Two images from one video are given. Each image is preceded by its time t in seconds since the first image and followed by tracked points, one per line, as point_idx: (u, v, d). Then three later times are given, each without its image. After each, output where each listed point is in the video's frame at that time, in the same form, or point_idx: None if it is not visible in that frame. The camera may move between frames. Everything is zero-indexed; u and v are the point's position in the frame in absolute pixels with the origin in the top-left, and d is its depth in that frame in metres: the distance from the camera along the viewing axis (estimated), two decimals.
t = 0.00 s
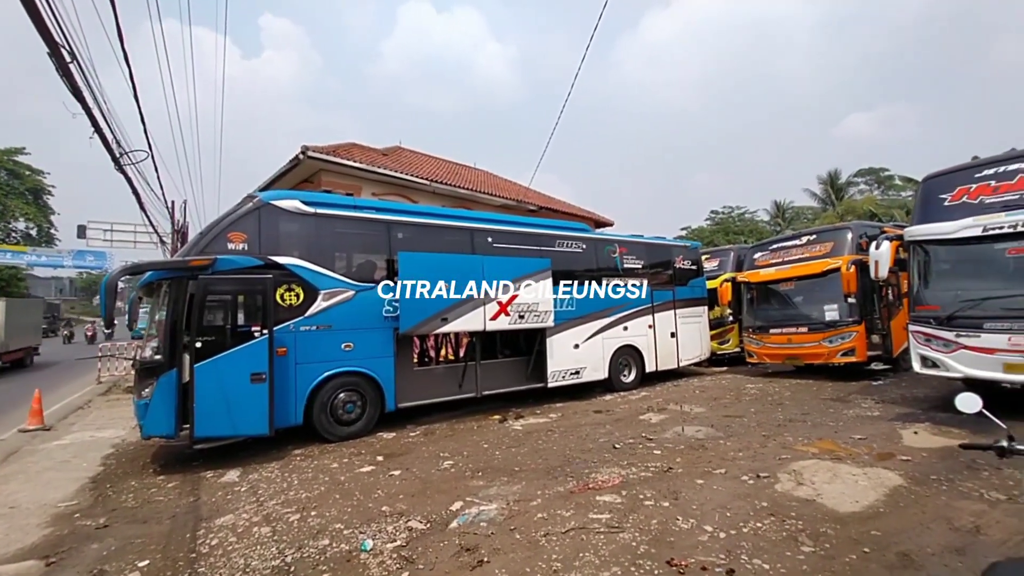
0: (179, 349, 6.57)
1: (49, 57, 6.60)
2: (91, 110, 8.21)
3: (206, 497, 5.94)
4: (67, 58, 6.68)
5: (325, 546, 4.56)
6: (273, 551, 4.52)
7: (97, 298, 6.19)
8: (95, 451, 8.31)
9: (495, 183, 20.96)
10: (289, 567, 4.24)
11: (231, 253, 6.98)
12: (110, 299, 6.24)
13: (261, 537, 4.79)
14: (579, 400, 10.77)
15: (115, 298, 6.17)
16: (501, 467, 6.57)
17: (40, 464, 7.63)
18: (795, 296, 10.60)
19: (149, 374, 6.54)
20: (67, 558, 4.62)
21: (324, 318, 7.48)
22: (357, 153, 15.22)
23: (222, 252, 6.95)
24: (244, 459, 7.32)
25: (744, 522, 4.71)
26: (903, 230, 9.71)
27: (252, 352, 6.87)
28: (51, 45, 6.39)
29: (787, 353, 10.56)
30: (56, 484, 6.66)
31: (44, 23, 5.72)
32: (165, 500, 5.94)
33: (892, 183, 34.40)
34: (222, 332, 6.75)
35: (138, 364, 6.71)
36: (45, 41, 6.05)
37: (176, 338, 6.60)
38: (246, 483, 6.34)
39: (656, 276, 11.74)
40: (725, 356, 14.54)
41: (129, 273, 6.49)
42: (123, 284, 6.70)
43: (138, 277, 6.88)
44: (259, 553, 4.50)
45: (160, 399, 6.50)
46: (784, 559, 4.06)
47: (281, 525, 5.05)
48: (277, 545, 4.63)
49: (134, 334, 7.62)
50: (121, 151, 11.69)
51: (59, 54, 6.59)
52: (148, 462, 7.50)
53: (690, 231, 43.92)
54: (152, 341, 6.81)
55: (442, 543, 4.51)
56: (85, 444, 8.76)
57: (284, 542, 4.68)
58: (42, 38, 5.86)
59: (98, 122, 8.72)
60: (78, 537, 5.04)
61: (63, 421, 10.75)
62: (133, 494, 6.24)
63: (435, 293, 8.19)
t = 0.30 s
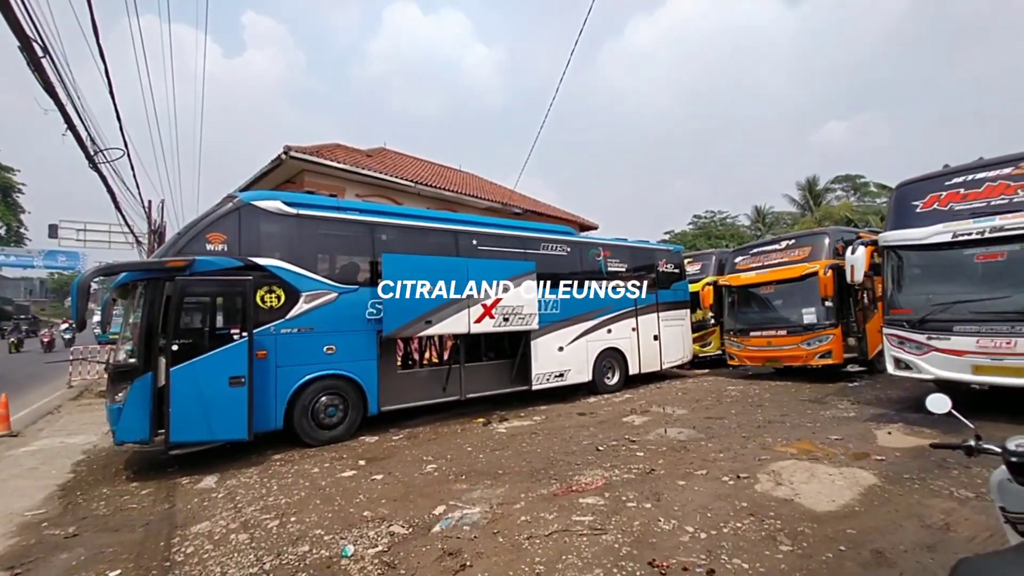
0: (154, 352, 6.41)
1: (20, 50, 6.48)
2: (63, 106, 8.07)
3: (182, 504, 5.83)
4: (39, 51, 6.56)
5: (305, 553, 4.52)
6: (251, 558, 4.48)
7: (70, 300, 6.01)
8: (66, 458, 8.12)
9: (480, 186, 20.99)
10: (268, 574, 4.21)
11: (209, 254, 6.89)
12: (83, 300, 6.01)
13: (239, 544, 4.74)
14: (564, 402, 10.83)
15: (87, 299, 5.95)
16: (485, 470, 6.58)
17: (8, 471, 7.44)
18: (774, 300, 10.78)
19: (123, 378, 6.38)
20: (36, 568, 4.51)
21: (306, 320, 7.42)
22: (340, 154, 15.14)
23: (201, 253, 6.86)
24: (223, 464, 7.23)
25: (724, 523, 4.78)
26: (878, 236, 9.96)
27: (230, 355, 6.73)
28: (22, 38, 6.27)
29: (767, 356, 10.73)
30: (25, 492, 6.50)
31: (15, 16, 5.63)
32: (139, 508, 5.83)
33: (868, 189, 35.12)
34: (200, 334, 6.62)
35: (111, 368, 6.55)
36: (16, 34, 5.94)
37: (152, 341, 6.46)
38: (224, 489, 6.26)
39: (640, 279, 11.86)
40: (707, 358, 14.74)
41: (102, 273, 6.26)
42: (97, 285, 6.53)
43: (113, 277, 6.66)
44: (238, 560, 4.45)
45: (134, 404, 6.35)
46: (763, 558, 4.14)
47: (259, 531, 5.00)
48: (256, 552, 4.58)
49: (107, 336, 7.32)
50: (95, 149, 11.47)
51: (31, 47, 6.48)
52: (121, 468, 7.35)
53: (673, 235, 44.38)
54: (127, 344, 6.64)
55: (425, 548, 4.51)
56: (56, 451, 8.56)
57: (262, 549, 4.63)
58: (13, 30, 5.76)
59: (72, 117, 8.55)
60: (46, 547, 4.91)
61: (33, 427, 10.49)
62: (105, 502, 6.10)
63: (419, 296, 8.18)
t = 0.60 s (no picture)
0: (133, 350, 6.34)
1: None
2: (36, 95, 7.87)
3: (162, 504, 5.77)
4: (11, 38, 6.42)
5: (289, 551, 4.51)
6: (234, 557, 4.45)
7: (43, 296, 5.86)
8: (42, 458, 7.98)
9: (467, 182, 20.95)
10: (251, 573, 4.19)
11: (190, 249, 6.79)
12: (58, 296, 5.89)
13: (221, 543, 4.70)
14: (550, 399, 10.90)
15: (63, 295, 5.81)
16: (471, 467, 6.62)
17: None
18: (758, 297, 10.93)
19: (101, 375, 6.34)
20: (12, 570, 4.43)
21: (290, 317, 7.37)
22: (325, 148, 14.99)
23: (181, 248, 6.76)
24: (205, 463, 7.17)
25: (707, 516, 4.86)
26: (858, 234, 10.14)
27: (212, 352, 6.65)
28: None
29: (750, 351, 10.89)
30: None
31: None
32: (118, 508, 5.74)
33: (849, 188, 35.66)
34: (180, 331, 6.52)
35: (89, 365, 6.47)
36: None
37: (130, 338, 6.37)
38: (205, 488, 6.20)
39: (626, 276, 11.95)
40: (692, 354, 14.91)
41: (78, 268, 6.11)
42: (73, 282, 6.41)
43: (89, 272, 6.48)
44: (220, 559, 4.42)
45: (112, 402, 6.27)
46: (745, 550, 4.22)
47: (242, 530, 4.97)
48: (238, 551, 4.55)
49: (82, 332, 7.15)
50: (71, 141, 11.26)
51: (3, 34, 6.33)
52: (99, 468, 7.24)
53: (659, 233, 44.71)
54: (104, 340, 6.54)
55: (410, 544, 4.53)
56: (32, 451, 8.41)
57: (245, 547, 4.61)
58: None
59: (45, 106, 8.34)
60: (22, 549, 4.83)
61: (7, 426, 10.29)
62: (82, 502, 6.01)
63: (405, 292, 8.17)
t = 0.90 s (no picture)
0: (112, 350, 6.22)
1: None
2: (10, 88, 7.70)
3: (143, 506, 5.68)
4: None
5: (273, 553, 4.49)
6: (217, 559, 4.41)
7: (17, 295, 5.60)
8: (18, 461, 7.82)
9: (454, 180, 20.93)
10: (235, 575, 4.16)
11: (172, 247, 6.71)
12: (33, 296, 5.62)
13: (204, 546, 4.65)
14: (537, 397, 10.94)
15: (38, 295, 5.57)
16: (458, 466, 6.63)
17: None
18: (742, 295, 11.06)
19: (78, 376, 6.19)
20: None
21: (275, 316, 7.32)
22: (310, 145, 14.87)
23: (162, 246, 6.68)
24: (186, 464, 7.08)
25: (692, 512, 4.93)
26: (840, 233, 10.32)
27: (195, 351, 6.58)
28: None
29: (735, 349, 11.03)
30: None
31: None
32: (96, 511, 5.64)
33: (831, 189, 36.18)
34: (161, 330, 6.44)
35: (65, 365, 6.31)
36: None
37: (109, 337, 6.26)
38: (187, 490, 6.12)
39: (613, 274, 12.04)
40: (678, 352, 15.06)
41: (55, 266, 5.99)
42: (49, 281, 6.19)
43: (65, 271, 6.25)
44: (204, 562, 4.39)
45: (90, 404, 6.14)
46: (730, 544, 4.29)
47: (225, 532, 4.92)
48: (221, 554, 4.51)
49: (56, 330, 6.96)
50: (45, 136, 11.07)
51: None
52: (76, 472, 7.12)
53: (646, 232, 45.02)
54: (82, 340, 6.40)
55: (397, 544, 4.54)
56: (7, 454, 8.24)
57: (229, 550, 4.57)
58: None
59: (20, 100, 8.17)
60: None
61: None
62: (59, 506, 5.89)
63: (392, 290, 8.15)
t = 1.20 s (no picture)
0: (88, 350, 6.07)
1: None
2: None
3: (120, 511, 5.58)
4: None
5: (255, 556, 4.45)
6: (198, 564, 4.37)
7: None
8: None
9: (442, 181, 20.91)
10: None
11: (151, 245, 6.61)
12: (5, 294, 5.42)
13: (183, 551, 4.60)
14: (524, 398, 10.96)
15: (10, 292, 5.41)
16: (444, 467, 6.64)
17: None
18: (726, 297, 11.20)
19: (52, 377, 6.04)
20: None
21: (258, 316, 7.25)
22: (296, 144, 14.75)
23: (141, 245, 6.56)
24: (166, 468, 6.98)
25: (676, 512, 4.98)
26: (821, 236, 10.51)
27: (175, 352, 6.46)
28: None
29: (719, 350, 11.15)
30: None
31: None
32: (71, 516, 5.52)
33: (813, 193, 36.74)
34: (140, 330, 6.30)
35: (39, 367, 6.14)
36: None
37: (85, 338, 6.11)
38: (166, 494, 6.03)
39: (600, 276, 12.12)
40: (663, 354, 15.19)
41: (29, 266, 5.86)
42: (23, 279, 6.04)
43: (39, 270, 6.27)
44: (184, 566, 4.34)
45: (65, 405, 5.98)
46: (713, 544, 4.35)
47: (206, 536, 4.87)
48: (201, 558, 4.46)
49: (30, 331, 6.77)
50: (20, 131, 10.85)
51: None
52: (50, 476, 6.97)
53: (632, 234, 45.33)
54: (56, 340, 6.24)
55: (382, 546, 4.54)
56: None
57: (210, 554, 4.53)
58: None
59: None
60: None
61: None
62: (32, 511, 5.75)
63: (378, 291, 8.13)
